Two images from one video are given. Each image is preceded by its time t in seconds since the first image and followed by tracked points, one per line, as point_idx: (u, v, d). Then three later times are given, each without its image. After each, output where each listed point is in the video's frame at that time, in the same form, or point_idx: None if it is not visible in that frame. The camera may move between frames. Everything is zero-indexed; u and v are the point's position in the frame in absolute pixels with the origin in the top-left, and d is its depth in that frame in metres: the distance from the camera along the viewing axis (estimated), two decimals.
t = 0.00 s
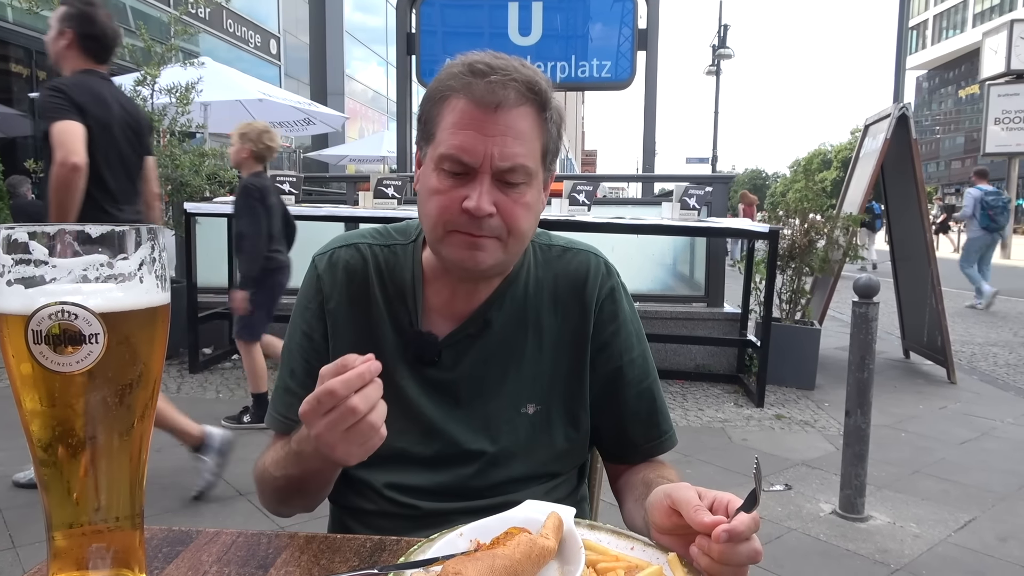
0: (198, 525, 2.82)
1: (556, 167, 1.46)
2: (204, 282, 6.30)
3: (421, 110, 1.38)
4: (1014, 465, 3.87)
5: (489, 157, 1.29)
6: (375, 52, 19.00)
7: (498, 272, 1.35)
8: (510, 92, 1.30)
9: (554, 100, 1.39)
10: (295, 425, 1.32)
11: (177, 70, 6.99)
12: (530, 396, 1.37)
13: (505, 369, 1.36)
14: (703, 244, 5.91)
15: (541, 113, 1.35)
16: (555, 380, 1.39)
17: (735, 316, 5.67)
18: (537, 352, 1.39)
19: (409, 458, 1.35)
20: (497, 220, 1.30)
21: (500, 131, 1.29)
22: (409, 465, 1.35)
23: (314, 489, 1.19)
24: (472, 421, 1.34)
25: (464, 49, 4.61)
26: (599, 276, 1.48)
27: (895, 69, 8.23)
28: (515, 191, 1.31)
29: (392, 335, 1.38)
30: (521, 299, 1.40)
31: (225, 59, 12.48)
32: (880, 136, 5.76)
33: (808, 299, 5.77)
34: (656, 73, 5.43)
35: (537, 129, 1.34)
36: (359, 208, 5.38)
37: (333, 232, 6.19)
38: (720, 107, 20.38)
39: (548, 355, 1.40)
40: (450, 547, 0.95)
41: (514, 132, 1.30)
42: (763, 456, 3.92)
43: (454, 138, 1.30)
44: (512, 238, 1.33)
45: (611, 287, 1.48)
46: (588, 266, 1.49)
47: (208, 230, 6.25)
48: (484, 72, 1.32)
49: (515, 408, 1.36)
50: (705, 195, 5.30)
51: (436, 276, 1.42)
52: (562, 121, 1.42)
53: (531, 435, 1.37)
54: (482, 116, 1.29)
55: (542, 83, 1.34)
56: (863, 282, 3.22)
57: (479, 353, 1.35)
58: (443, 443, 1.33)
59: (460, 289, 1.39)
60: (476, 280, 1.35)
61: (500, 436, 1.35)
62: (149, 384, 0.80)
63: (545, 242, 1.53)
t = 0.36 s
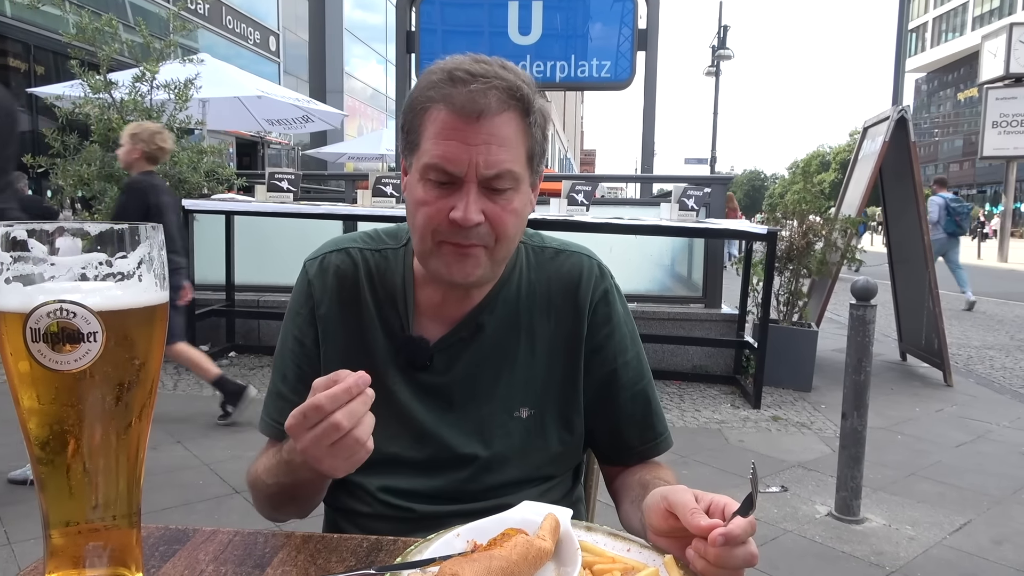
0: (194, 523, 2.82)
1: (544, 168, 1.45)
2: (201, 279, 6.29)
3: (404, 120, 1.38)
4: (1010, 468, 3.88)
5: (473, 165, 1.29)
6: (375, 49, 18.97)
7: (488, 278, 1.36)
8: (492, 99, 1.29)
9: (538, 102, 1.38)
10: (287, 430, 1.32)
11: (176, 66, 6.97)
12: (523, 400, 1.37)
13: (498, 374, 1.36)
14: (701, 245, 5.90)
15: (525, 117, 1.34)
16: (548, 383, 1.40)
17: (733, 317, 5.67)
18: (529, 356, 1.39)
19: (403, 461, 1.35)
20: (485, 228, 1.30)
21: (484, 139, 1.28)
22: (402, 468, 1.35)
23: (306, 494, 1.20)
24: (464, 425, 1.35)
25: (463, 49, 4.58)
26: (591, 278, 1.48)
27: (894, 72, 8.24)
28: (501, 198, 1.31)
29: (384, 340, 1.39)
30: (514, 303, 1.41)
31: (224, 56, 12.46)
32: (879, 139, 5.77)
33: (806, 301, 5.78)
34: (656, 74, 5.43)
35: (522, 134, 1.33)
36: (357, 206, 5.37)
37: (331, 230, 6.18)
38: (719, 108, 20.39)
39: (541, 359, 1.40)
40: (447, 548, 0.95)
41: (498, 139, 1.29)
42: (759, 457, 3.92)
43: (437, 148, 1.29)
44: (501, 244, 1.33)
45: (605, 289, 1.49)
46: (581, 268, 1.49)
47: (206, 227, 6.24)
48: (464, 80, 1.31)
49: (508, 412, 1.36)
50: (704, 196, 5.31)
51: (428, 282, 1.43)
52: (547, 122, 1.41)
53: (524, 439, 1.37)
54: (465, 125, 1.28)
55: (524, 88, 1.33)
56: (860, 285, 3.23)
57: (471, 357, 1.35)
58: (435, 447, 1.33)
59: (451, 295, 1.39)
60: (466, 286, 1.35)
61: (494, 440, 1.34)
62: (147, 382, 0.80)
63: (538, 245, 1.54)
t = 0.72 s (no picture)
0: (192, 525, 2.82)
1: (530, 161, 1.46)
2: (199, 281, 6.28)
3: (387, 125, 1.39)
4: (1008, 467, 3.89)
5: (463, 156, 1.29)
6: (372, 51, 18.96)
7: (485, 268, 1.36)
8: (474, 91, 1.31)
9: (519, 93, 1.40)
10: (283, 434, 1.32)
11: (173, 68, 6.97)
12: (517, 402, 1.37)
13: (492, 375, 1.36)
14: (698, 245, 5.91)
15: (508, 109, 1.36)
16: (542, 384, 1.40)
17: (730, 317, 5.68)
18: (523, 356, 1.39)
19: (399, 466, 1.35)
20: (479, 217, 1.31)
21: (471, 129, 1.30)
22: (397, 473, 1.36)
23: (302, 489, 1.16)
24: (459, 428, 1.35)
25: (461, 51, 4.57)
26: (584, 278, 1.48)
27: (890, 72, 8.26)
28: (493, 186, 1.32)
29: (378, 343, 1.39)
30: (507, 302, 1.40)
31: (221, 57, 12.44)
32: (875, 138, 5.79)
33: (803, 301, 5.80)
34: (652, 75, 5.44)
35: (507, 124, 1.35)
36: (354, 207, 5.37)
37: (328, 232, 6.18)
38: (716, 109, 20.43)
39: (536, 360, 1.40)
40: (446, 549, 0.95)
41: (484, 129, 1.31)
42: (758, 457, 3.93)
43: (424, 141, 1.30)
44: (495, 232, 1.33)
45: (597, 288, 1.49)
46: (573, 268, 1.49)
47: (204, 229, 6.24)
48: (445, 76, 1.33)
49: (503, 414, 1.36)
50: (701, 197, 5.32)
51: (422, 284, 1.43)
52: (529, 115, 1.43)
53: (520, 440, 1.37)
54: (450, 118, 1.30)
55: (505, 80, 1.36)
56: (857, 284, 3.24)
57: (466, 359, 1.35)
58: (431, 451, 1.34)
59: (448, 292, 1.39)
60: (463, 278, 1.35)
61: (489, 443, 1.35)
62: (145, 386, 0.80)
63: (530, 245, 1.54)
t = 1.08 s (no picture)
0: (189, 524, 2.81)
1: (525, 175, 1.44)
2: (196, 280, 6.27)
3: (379, 140, 1.35)
4: (1004, 467, 3.90)
5: (450, 192, 1.27)
6: (370, 50, 18.96)
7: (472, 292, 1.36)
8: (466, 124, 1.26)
9: (514, 118, 1.35)
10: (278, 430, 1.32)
11: (171, 67, 6.95)
12: (512, 399, 1.37)
13: (486, 374, 1.36)
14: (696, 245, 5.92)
15: (501, 136, 1.32)
16: (537, 381, 1.40)
17: (728, 317, 5.69)
18: (517, 355, 1.39)
19: (394, 462, 1.35)
20: (465, 248, 1.30)
21: (460, 164, 1.26)
22: (393, 469, 1.35)
23: (298, 484, 1.16)
24: (454, 425, 1.35)
25: (459, 50, 4.58)
26: (579, 275, 1.48)
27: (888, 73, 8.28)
28: (481, 218, 1.30)
29: (372, 342, 1.39)
30: (501, 301, 1.40)
31: (219, 57, 12.43)
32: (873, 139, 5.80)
33: (801, 301, 5.80)
34: (651, 75, 5.44)
35: (499, 154, 1.31)
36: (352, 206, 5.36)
37: (326, 231, 6.18)
38: (714, 110, 20.45)
39: (530, 358, 1.40)
40: (442, 546, 0.95)
41: (475, 163, 1.27)
42: (755, 457, 3.93)
43: (412, 174, 1.27)
44: (482, 262, 1.32)
45: (592, 286, 1.49)
46: (568, 266, 1.49)
47: (201, 229, 6.23)
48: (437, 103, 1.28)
49: (498, 411, 1.36)
50: (699, 197, 5.32)
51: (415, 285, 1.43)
52: (525, 135, 1.38)
53: (514, 437, 1.37)
54: (440, 152, 1.26)
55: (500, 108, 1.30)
56: (855, 285, 3.25)
57: (460, 356, 1.35)
58: (427, 447, 1.33)
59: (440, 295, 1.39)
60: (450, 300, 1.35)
61: (484, 440, 1.35)
62: (141, 383, 0.80)
63: (525, 243, 1.54)
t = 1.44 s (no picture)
0: (187, 523, 2.81)
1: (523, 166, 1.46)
2: (195, 279, 6.27)
3: (380, 126, 1.39)
4: (1002, 469, 3.91)
5: (447, 164, 1.29)
6: (369, 50, 18.96)
7: (470, 277, 1.35)
8: (462, 99, 1.30)
9: (512, 102, 1.39)
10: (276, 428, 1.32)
11: (170, 66, 6.95)
12: (512, 397, 1.37)
13: (486, 371, 1.36)
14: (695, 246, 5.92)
15: (498, 116, 1.35)
16: (537, 380, 1.40)
17: (727, 318, 5.69)
18: (517, 352, 1.39)
19: (393, 460, 1.35)
20: (462, 224, 1.30)
21: (457, 137, 1.29)
22: (392, 468, 1.35)
23: (297, 476, 1.15)
24: (454, 423, 1.35)
25: (458, 50, 4.59)
26: (579, 275, 1.48)
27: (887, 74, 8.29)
28: (477, 193, 1.31)
29: (373, 339, 1.39)
30: (501, 300, 1.40)
31: (219, 56, 12.41)
32: (872, 141, 5.81)
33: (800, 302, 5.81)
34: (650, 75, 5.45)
35: (496, 132, 1.34)
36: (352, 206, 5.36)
37: (325, 230, 6.18)
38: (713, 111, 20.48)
39: (530, 355, 1.40)
40: (441, 546, 0.95)
41: (471, 138, 1.30)
42: (753, 458, 3.94)
43: (411, 148, 1.30)
44: (479, 241, 1.33)
45: (592, 286, 1.49)
46: (568, 266, 1.49)
47: (200, 228, 6.22)
48: (436, 81, 1.32)
49: (498, 409, 1.36)
50: (698, 198, 5.33)
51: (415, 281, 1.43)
52: (522, 121, 1.42)
53: (514, 435, 1.37)
54: (438, 126, 1.29)
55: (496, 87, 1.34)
56: (854, 286, 3.26)
57: (460, 354, 1.35)
58: (426, 446, 1.33)
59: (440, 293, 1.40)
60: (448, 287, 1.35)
61: (484, 439, 1.35)
62: (140, 382, 0.80)
63: (525, 242, 1.54)
